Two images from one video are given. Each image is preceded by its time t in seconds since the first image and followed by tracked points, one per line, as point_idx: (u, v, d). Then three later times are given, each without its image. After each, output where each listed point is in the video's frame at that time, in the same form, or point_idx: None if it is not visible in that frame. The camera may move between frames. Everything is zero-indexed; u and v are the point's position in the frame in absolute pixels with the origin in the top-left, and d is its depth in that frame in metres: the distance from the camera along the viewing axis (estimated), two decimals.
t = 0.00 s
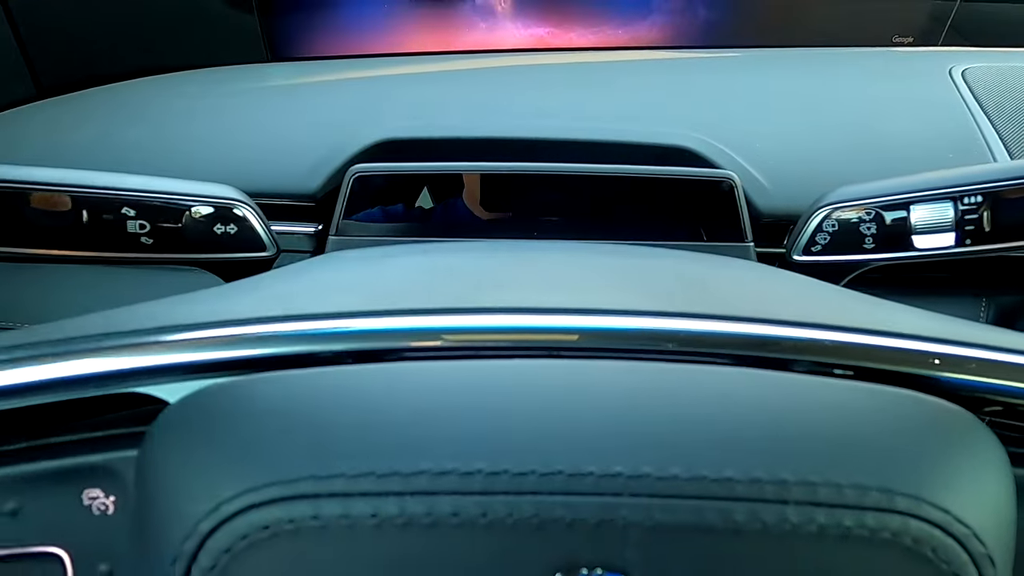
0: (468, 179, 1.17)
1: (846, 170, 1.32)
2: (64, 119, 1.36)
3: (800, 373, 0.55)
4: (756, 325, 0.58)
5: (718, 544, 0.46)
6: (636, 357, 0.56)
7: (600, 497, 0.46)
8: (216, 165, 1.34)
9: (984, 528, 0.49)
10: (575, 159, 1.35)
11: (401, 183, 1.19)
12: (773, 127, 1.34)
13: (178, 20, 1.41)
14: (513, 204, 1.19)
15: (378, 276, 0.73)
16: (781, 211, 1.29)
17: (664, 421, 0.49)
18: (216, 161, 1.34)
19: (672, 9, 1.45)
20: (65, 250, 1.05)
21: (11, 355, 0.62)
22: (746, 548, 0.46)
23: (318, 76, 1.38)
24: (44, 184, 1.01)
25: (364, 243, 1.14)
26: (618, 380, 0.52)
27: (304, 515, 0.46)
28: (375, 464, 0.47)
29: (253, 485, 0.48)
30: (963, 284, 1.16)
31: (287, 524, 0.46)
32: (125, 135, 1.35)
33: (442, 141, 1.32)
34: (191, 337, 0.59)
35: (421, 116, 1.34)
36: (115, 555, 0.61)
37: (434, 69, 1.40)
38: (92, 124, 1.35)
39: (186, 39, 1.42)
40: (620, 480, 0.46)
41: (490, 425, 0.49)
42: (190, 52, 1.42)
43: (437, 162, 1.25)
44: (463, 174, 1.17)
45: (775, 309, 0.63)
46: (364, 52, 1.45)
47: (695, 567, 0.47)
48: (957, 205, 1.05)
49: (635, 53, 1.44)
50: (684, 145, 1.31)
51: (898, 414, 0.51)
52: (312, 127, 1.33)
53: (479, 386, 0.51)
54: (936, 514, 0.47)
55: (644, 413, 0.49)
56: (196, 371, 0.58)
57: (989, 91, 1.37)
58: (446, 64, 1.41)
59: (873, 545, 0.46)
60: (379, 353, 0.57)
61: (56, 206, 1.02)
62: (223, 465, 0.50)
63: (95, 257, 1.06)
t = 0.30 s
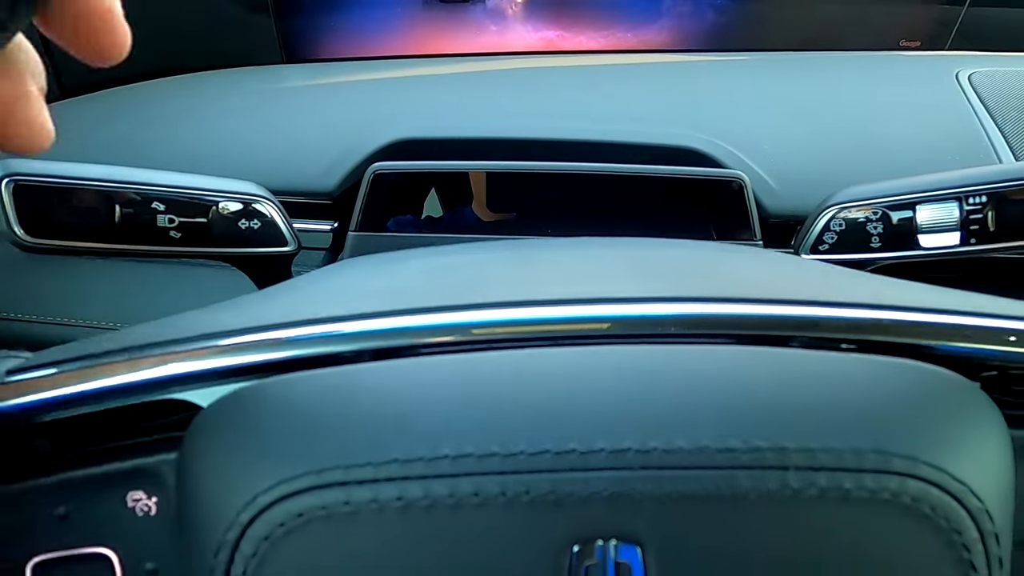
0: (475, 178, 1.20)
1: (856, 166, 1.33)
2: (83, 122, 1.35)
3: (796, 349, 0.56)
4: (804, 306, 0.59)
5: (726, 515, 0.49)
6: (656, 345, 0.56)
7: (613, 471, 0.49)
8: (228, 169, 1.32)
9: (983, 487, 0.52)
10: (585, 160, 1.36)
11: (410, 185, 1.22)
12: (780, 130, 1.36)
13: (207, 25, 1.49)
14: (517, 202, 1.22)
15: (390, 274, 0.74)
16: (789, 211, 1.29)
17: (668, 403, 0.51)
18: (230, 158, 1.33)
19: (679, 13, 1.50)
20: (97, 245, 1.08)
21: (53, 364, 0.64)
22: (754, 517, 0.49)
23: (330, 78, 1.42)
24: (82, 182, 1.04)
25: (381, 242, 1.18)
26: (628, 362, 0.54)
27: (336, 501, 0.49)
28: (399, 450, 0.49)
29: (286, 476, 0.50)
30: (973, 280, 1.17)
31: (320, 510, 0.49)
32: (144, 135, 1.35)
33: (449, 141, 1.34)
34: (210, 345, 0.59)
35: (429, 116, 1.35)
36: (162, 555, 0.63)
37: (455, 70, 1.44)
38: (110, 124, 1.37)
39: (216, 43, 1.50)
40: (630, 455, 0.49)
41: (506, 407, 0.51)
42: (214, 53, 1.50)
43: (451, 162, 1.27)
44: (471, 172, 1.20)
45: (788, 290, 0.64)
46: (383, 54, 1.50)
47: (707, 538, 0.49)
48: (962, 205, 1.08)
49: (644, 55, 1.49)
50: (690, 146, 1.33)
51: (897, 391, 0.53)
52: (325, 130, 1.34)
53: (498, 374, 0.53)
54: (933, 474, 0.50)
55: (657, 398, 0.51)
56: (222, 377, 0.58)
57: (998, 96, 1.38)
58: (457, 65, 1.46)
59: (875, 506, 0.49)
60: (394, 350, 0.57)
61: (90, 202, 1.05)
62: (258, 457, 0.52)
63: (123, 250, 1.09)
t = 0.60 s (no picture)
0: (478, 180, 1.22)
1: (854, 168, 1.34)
2: (86, 127, 1.39)
3: (789, 353, 0.56)
4: (792, 308, 0.59)
5: (716, 516, 0.49)
6: (654, 347, 0.56)
7: (603, 473, 0.49)
8: (230, 170, 1.35)
9: (971, 489, 0.52)
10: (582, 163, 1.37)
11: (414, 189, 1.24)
12: (780, 130, 1.36)
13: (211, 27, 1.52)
14: (519, 202, 1.24)
15: (386, 280, 0.74)
16: (786, 213, 1.31)
17: (660, 410, 0.51)
18: (232, 163, 1.35)
19: (679, 15, 1.51)
20: (99, 248, 1.08)
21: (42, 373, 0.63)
22: (743, 519, 0.49)
23: (332, 82, 1.42)
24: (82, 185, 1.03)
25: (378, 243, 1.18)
26: (622, 368, 0.54)
27: (330, 503, 0.49)
28: (392, 454, 0.50)
29: (281, 478, 0.50)
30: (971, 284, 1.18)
31: (315, 511, 0.49)
32: (147, 138, 1.37)
33: (440, 145, 1.35)
34: (206, 346, 0.59)
35: (429, 118, 1.37)
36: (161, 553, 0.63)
37: (453, 74, 1.43)
38: (114, 127, 1.38)
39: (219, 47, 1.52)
40: (620, 458, 0.49)
41: (501, 411, 0.51)
42: (217, 57, 1.51)
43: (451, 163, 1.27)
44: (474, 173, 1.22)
45: (782, 292, 0.65)
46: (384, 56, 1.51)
47: (695, 540, 0.50)
48: (959, 207, 1.07)
49: (644, 56, 1.50)
50: (691, 148, 1.35)
51: (887, 396, 0.53)
52: (326, 133, 1.35)
53: (498, 380, 0.53)
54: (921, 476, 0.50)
55: (649, 403, 0.52)
56: (222, 379, 0.58)
57: (998, 98, 1.39)
58: (456, 67, 1.47)
59: (862, 508, 0.50)
60: (390, 353, 0.57)
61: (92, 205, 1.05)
62: (255, 457, 0.52)
63: (127, 254, 1.11)
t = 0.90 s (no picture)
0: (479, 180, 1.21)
1: (862, 162, 1.32)
2: (84, 129, 1.37)
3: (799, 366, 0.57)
4: (770, 319, 0.60)
5: (723, 524, 0.49)
6: (640, 351, 0.57)
7: (613, 478, 0.49)
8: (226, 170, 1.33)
9: (980, 509, 0.52)
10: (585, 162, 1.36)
11: (415, 188, 1.22)
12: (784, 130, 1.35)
13: (215, 27, 1.53)
14: (518, 201, 1.22)
15: (388, 271, 0.73)
16: (791, 212, 1.28)
17: (676, 410, 0.51)
18: (229, 160, 1.33)
19: (681, 12, 1.51)
20: (99, 248, 1.07)
21: (39, 351, 0.62)
22: (751, 529, 0.49)
23: (335, 80, 1.43)
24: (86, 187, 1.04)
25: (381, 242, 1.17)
26: (632, 371, 0.54)
27: (335, 494, 0.49)
28: (401, 446, 0.49)
29: (284, 468, 0.50)
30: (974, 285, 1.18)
31: (320, 502, 0.49)
32: (146, 137, 1.36)
33: (450, 144, 1.33)
34: (211, 332, 0.60)
35: (430, 118, 1.36)
36: (156, 537, 0.60)
37: (459, 72, 1.44)
38: (112, 128, 1.37)
39: (222, 47, 1.52)
40: (631, 464, 0.49)
41: (509, 411, 0.51)
42: (219, 56, 1.51)
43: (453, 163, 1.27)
44: (475, 174, 1.21)
45: (787, 305, 0.64)
46: (386, 54, 1.50)
47: (700, 549, 0.49)
48: (964, 206, 1.07)
49: (647, 56, 1.49)
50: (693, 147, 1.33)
51: (899, 410, 0.53)
52: (327, 133, 1.34)
53: (503, 379, 0.53)
54: (930, 496, 0.50)
55: (659, 407, 0.51)
56: (225, 364, 0.58)
57: (1001, 96, 1.38)
58: (458, 66, 1.46)
59: (871, 524, 0.49)
60: (397, 346, 0.57)
61: (94, 206, 1.06)
62: (258, 448, 0.52)
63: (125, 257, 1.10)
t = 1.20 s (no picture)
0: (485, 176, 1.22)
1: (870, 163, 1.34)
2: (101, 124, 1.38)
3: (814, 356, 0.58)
4: (784, 310, 0.60)
5: (740, 505, 0.51)
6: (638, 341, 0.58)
7: (635, 460, 0.50)
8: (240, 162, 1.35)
9: (990, 495, 0.53)
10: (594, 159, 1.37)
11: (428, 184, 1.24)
12: (792, 127, 1.36)
13: (230, 24, 1.54)
14: (524, 199, 1.23)
15: (408, 262, 0.75)
16: (798, 208, 1.31)
17: (698, 395, 0.52)
18: (242, 155, 1.35)
19: (689, 11, 1.54)
20: (119, 240, 1.10)
21: (68, 334, 0.64)
22: (767, 509, 0.51)
23: (342, 77, 1.43)
24: (107, 180, 1.07)
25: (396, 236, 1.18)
26: (653, 361, 0.54)
27: (368, 471, 0.51)
28: (431, 427, 0.51)
29: (317, 446, 0.52)
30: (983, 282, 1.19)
31: (352, 479, 0.51)
32: (159, 132, 1.37)
33: (462, 141, 1.35)
34: (240, 317, 0.61)
35: (442, 114, 1.37)
36: (187, 515, 0.62)
37: (470, 69, 1.45)
38: (127, 125, 1.38)
39: (237, 43, 1.54)
40: (651, 446, 0.50)
41: (533, 396, 0.52)
42: (234, 52, 1.53)
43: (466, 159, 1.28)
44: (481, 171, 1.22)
45: (800, 297, 0.65)
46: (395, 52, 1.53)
47: (718, 531, 0.51)
48: (973, 204, 1.09)
49: (657, 53, 1.51)
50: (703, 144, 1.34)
51: (913, 396, 0.54)
52: (339, 129, 1.35)
53: (527, 364, 0.54)
54: (942, 481, 0.51)
55: (678, 392, 0.52)
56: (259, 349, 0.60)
57: (1009, 96, 1.39)
58: (469, 63, 1.48)
59: (883, 507, 0.51)
60: (421, 333, 0.59)
61: (118, 198, 1.09)
62: (290, 428, 0.53)
63: (146, 248, 1.12)
